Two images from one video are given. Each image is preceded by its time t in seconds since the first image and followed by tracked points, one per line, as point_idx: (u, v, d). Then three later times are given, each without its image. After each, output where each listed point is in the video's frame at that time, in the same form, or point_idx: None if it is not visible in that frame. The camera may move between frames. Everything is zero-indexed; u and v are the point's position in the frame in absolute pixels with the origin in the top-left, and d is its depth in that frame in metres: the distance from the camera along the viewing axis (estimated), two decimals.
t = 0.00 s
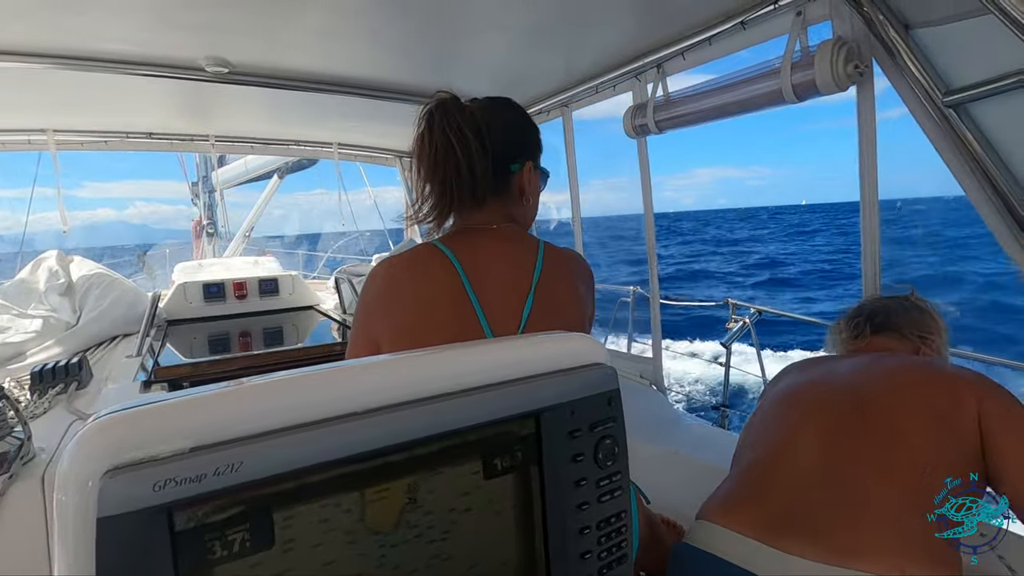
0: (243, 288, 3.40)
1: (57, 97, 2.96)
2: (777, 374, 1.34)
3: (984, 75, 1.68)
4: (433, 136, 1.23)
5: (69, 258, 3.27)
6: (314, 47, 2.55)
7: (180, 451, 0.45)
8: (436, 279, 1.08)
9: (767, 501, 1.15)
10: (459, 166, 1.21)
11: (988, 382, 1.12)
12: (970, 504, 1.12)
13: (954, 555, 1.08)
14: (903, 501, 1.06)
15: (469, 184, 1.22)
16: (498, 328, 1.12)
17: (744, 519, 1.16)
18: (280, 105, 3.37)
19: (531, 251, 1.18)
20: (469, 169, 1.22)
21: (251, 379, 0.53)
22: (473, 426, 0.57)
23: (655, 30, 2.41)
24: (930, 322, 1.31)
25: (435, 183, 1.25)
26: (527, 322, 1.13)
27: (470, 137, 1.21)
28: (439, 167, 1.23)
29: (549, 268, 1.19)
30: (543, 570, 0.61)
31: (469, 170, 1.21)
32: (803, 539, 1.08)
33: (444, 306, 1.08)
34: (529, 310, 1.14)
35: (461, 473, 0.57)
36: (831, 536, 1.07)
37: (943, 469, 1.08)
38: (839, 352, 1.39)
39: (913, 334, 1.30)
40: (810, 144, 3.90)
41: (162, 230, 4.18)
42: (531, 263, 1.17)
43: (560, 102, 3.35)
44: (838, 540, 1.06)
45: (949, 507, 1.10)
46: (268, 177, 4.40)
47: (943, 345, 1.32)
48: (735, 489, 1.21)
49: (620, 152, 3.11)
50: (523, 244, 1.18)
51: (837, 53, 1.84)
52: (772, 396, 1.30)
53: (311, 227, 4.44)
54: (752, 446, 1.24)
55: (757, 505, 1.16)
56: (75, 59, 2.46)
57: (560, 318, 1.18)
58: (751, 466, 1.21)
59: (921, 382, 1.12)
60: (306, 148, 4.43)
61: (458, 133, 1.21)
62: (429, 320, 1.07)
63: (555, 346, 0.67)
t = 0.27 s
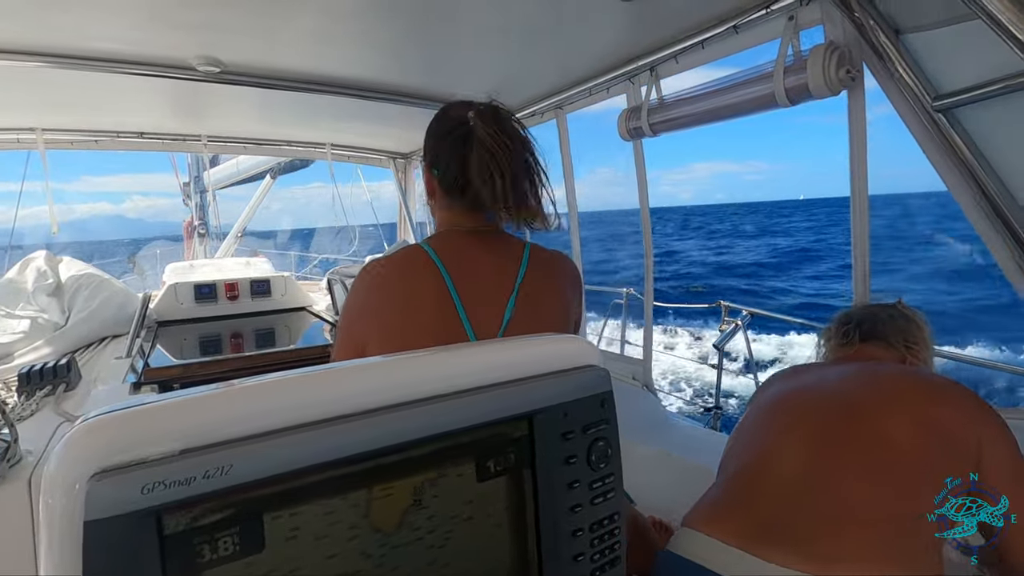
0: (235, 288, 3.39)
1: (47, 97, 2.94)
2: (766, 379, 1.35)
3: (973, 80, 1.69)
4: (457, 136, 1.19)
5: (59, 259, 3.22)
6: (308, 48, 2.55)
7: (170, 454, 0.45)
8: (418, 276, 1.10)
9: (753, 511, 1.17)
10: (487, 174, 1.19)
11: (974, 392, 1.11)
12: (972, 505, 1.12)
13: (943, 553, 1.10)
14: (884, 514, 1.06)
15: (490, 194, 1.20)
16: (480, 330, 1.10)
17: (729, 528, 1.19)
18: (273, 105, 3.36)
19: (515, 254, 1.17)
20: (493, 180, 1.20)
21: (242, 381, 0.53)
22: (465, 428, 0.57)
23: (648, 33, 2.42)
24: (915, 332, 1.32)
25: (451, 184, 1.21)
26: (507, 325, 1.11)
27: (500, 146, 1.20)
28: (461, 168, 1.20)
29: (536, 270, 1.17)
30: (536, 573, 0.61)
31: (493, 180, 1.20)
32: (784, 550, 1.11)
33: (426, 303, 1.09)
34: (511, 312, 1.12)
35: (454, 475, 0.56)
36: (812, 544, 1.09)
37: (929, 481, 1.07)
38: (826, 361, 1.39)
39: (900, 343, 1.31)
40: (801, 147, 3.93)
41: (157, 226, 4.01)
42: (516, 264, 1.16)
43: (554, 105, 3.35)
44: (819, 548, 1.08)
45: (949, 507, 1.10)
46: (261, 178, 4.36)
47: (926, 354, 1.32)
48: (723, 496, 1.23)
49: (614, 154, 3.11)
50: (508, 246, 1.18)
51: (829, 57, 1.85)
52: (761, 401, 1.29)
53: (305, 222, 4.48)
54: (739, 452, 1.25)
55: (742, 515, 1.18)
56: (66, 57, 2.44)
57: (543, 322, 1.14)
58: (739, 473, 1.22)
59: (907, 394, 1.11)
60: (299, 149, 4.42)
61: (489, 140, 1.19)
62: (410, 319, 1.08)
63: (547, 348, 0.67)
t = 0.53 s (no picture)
0: (223, 289, 3.36)
1: (33, 94, 2.91)
2: (750, 385, 1.36)
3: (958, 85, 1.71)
4: (433, 146, 1.23)
5: (44, 260, 3.17)
6: (298, 47, 2.53)
7: (157, 456, 0.44)
8: (397, 279, 1.10)
9: (739, 514, 1.16)
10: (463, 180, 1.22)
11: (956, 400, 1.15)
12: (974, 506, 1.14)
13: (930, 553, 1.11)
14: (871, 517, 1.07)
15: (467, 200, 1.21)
16: (460, 332, 1.09)
17: (714, 532, 1.16)
18: (262, 105, 3.34)
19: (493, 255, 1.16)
20: (470, 187, 1.23)
21: (231, 383, 0.52)
22: (455, 430, 0.56)
23: (638, 36, 2.43)
24: (899, 338, 1.34)
25: (428, 194, 1.23)
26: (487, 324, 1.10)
27: (474, 156, 1.25)
28: (438, 176, 1.22)
29: (514, 269, 1.15)
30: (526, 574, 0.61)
31: (470, 188, 1.23)
32: (770, 552, 1.09)
33: (403, 306, 1.09)
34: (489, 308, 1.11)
35: (445, 476, 0.56)
36: (797, 547, 1.08)
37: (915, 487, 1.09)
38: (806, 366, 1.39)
39: (883, 350, 1.32)
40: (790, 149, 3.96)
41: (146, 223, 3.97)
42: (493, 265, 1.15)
43: (545, 107, 3.36)
44: (804, 551, 1.08)
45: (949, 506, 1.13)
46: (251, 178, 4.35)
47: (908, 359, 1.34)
48: (707, 500, 1.21)
49: (605, 156, 3.12)
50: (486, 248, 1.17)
51: (817, 61, 1.87)
52: (746, 406, 1.30)
53: (297, 218, 4.39)
54: (726, 456, 1.25)
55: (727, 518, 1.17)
56: (52, 55, 2.41)
57: (526, 324, 1.14)
58: (724, 476, 1.21)
59: (896, 398, 1.13)
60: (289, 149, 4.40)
61: (465, 149, 1.24)
62: (390, 321, 1.08)
63: (538, 349, 0.67)
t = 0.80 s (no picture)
0: (212, 286, 3.33)
1: (18, 87, 2.87)
2: (736, 385, 1.37)
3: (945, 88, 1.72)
4: (403, 148, 1.21)
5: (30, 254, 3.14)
6: (288, 42, 2.52)
7: (144, 454, 0.44)
8: (367, 278, 1.10)
9: (723, 513, 1.16)
10: (434, 180, 1.20)
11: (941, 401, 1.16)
12: (973, 504, 1.16)
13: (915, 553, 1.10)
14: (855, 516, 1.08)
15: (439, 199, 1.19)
16: (433, 329, 1.07)
17: (699, 531, 1.17)
18: (252, 100, 3.32)
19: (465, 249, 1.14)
20: (442, 186, 1.20)
21: (219, 380, 0.52)
22: (445, 428, 0.56)
23: (630, 36, 2.43)
24: (883, 337, 1.35)
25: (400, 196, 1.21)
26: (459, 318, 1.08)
27: (446, 154, 1.22)
28: (410, 178, 1.20)
29: (488, 262, 1.13)
30: (516, 571, 0.61)
31: (441, 187, 1.20)
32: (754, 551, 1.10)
33: (374, 304, 1.09)
34: (462, 301, 1.09)
35: (435, 474, 0.56)
36: (785, 546, 1.09)
37: (899, 486, 1.10)
38: (794, 366, 1.40)
39: (867, 348, 1.33)
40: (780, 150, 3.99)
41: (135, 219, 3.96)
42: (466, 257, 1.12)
43: (538, 105, 3.36)
44: (791, 550, 1.08)
45: (949, 506, 1.16)
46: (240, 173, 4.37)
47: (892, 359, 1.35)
48: (693, 499, 1.22)
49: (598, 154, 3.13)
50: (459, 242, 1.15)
51: (808, 63, 1.88)
52: (732, 407, 1.31)
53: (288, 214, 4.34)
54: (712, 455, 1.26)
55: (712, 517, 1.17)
56: (38, 47, 2.38)
57: (502, 318, 1.11)
58: (710, 475, 1.22)
59: (880, 398, 1.14)
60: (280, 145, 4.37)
61: (435, 149, 1.21)
62: (361, 321, 1.09)
63: (528, 348, 0.67)
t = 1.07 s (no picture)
0: (204, 276, 3.31)
1: (10, 74, 2.84)
2: (724, 382, 1.36)
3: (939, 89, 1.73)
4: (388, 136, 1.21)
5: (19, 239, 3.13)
6: (283, 32, 2.49)
7: (135, 445, 0.44)
8: (351, 270, 1.08)
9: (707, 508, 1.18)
10: (418, 170, 1.20)
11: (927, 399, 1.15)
12: (973, 504, 1.17)
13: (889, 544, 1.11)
14: (835, 512, 1.09)
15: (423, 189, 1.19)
16: (421, 322, 1.05)
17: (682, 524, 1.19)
18: (247, 90, 3.29)
19: (451, 241, 1.13)
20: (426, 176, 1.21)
21: (211, 372, 0.51)
22: (437, 422, 0.56)
23: (629, 32, 2.43)
24: (864, 337, 1.36)
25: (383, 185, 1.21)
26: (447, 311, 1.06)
27: (431, 145, 1.23)
28: (395, 168, 1.20)
29: (475, 257, 1.12)
30: (507, 566, 0.61)
31: (426, 177, 1.20)
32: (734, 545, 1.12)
33: (357, 295, 1.06)
34: (450, 295, 1.08)
35: (427, 468, 0.56)
36: (772, 545, 1.10)
37: (882, 483, 1.10)
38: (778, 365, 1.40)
39: (849, 348, 1.34)
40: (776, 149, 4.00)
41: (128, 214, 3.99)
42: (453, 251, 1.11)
43: (535, 100, 3.36)
44: (778, 549, 1.10)
45: (950, 507, 1.18)
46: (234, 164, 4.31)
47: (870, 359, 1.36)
48: (678, 494, 1.24)
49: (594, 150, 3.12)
50: (445, 235, 1.14)
51: (805, 63, 1.89)
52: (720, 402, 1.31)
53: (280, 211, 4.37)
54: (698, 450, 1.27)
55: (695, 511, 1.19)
56: (30, 33, 2.35)
57: (488, 313, 1.10)
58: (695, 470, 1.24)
59: (865, 396, 1.14)
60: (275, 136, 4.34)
61: (421, 138, 1.21)
62: (344, 313, 1.06)
63: (522, 344, 0.67)
